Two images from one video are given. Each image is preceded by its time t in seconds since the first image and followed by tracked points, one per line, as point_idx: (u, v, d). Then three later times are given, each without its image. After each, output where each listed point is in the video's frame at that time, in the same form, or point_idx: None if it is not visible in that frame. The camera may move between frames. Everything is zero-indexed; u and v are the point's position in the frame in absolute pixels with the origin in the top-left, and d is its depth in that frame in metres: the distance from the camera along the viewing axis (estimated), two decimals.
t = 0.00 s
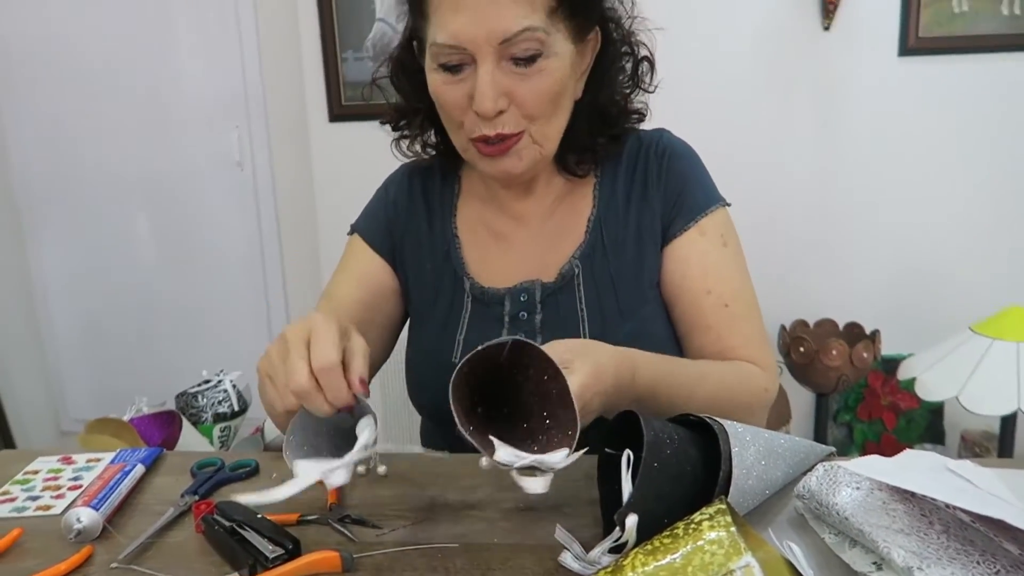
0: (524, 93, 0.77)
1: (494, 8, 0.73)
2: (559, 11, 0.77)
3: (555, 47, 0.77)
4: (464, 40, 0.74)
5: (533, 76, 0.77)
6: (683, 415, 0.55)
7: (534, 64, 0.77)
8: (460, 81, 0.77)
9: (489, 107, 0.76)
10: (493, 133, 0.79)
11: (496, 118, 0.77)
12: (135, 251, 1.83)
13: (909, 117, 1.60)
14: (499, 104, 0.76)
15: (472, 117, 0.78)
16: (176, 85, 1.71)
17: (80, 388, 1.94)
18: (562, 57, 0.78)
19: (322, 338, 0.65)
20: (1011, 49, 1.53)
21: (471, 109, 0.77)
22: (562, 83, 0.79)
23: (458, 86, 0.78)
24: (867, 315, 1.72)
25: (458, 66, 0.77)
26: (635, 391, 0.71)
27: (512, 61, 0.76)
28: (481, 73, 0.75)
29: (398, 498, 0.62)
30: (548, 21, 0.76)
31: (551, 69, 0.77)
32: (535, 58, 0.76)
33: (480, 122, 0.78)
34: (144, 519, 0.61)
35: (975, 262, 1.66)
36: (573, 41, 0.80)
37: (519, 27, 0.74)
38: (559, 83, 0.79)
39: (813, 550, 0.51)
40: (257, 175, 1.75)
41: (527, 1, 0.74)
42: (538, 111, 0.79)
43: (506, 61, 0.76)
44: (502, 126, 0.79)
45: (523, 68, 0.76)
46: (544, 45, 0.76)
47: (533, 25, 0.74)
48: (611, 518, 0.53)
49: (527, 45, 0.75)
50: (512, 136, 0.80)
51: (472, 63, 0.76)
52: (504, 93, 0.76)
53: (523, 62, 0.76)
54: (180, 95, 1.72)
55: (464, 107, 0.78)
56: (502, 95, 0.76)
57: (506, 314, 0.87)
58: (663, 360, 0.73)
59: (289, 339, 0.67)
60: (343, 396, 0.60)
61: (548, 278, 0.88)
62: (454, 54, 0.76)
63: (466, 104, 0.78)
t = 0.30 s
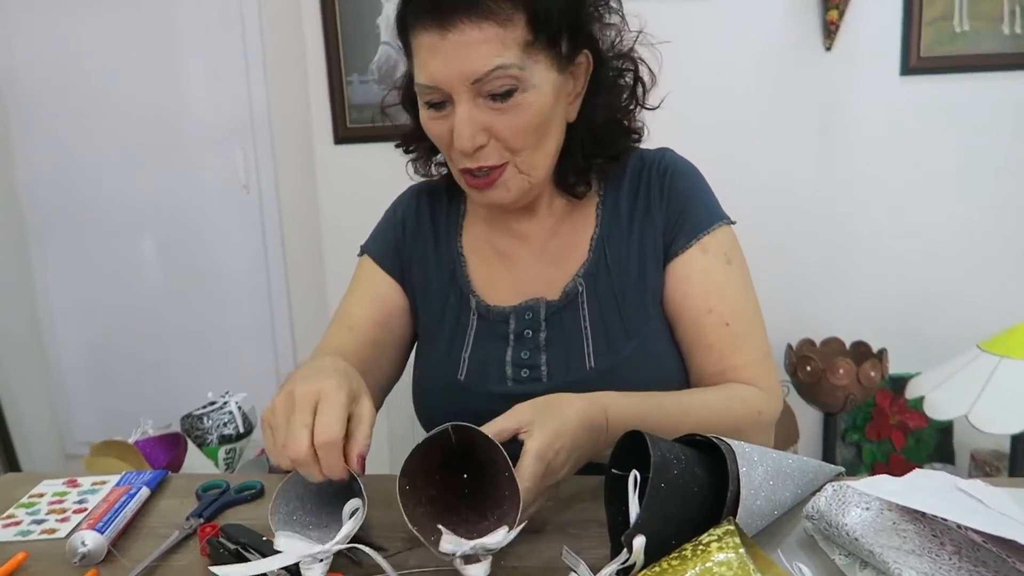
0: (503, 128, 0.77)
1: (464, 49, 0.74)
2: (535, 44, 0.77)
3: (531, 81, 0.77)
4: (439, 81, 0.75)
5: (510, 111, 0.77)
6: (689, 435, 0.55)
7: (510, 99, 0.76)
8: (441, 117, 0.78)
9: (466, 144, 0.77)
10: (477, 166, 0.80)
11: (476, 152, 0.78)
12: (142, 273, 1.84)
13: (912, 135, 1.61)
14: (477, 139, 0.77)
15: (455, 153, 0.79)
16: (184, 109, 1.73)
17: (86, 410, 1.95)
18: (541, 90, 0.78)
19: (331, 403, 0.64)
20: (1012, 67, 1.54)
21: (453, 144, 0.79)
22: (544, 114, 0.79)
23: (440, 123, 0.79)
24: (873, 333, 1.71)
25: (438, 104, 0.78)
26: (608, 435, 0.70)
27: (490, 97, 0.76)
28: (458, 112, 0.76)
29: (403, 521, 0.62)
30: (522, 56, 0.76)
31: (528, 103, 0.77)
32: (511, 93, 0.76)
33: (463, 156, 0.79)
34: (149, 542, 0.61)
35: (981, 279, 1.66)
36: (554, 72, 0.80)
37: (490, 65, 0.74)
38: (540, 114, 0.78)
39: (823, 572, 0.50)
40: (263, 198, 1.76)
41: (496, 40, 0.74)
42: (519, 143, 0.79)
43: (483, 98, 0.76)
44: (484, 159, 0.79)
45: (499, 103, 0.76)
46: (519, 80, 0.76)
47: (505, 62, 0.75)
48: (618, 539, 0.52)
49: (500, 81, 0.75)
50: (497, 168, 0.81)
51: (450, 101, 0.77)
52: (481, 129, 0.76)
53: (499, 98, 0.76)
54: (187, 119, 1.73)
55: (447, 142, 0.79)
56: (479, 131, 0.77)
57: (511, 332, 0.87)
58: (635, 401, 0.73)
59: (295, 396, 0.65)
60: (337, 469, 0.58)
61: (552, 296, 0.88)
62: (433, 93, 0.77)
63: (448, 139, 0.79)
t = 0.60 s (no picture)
0: (506, 130, 0.77)
1: (464, 52, 0.74)
2: (534, 46, 0.77)
3: (533, 82, 0.77)
4: (442, 86, 0.75)
5: (513, 112, 0.77)
6: (690, 439, 0.55)
7: (512, 100, 0.77)
8: (445, 123, 0.78)
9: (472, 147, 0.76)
10: (482, 169, 0.80)
11: (482, 154, 0.78)
12: (144, 278, 1.84)
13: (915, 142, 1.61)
14: (482, 142, 0.77)
15: (460, 157, 0.79)
16: (188, 115, 1.74)
17: (88, 415, 1.95)
18: (542, 90, 0.78)
19: (382, 372, 0.64)
20: (1014, 74, 1.54)
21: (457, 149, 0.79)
22: (546, 114, 0.79)
23: (444, 128, 0.79)
24: (877, 339, 1.71)
25: (441, 109, 0.78)
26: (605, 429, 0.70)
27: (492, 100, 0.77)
28: (462, 116, 0.76)
29: (405, 525, 0.61)
30: (522, 57, 0.76)
31: (530, 103, 0.77)
32: (513, 94, 0.77)
33: (468, 160, 0.79)
34: (151, 547, 0.61)
35: (984, 285, 1.65)
36: (554, 73, 0.80)
37: (492, 67, 0.74)
38: (542, 114, 0.79)
39: None
40: (265, 205, 1.76)
41: (496, 42, 0.74)
42: (523, 144, 0.79)
43: (486, 100, 0.76)
44: (489, 161, 0.80)
45: (501, 105, 0.77)
46: (521, 81, 0.76)
47: (506, 63, 0.75)
48: (620, 544, 0.52)
49: (502, 83, 0.75)
50: (501, 170, 0.81)
51: (453, 106, 0.77)
52: (485, 131, 0.76)
53: (502, 100, 0.76)
54: (191, 125, 1.74)
55: (452, 147, 0.79)
56: (484, 134, 0.77)
57: (508, 334, 0.87)
58: (634, 400, 0.73)
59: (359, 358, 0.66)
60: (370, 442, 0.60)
61: (550, 297, 0.88)
62: (436, 98, 0.77)
63: (452, 144, 0.79)
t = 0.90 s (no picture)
0: (508, 114, 0.77)
1: (469, 35, 0.74)
2: (537, 33, 0.77)
3: (535, 68, 0.78)
4: (445, 69, 0.75)
5: (515, 97, 0.77)
6: (685, 434, 0.55)
7: (515, 85, 0.77)
8: (447, 107, 0.78)
9: (474, 130, 0.76)
10: (484, 154, 0.80)
11: (483, 139, 0.78)
12: (137, 271, 1.84)
13: (909, 139, 1.61)
14: (486, 125, 0.76)
15: (462, 142, 0.79)
16: (182, 110, 1.73)
17: (80, 409, 1.94)
18: (545, 77, 0.78)
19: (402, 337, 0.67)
20: (1008, 72, 1.55)
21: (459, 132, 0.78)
22: (547, 101, 0.79)
23: (446, 112, 0.79)
24: (869, 335, 1.72)
25: (444, 93, 0.78)
26: (595, 375, 0.72)
27: (495, 84, 0.77)
28: (464, 99, 0.76)
29: (398, 519, 0.61)
30: (525, 43, 0.77)
31: (533, 89, 0.78)
32: (516, 79, 0.77)
33: (470, 144, 0.79)
34: (144, 540, 0.61)
35: (976, 283, 1.66)
36: (555, 61, 0.80)
37: (496, 50, 0.74)
38: (544, 101, 0.79)
39: (819, 571, 0.50)
40: (259, 199, 1.76)
41: (500, 27, 0.75)
42: (525, 130, 0.79)
43: (488, 85, 0.76)
44: (491, 146, 0.79)
45: (504, 88, 0.77)
46: (523, 66, 0.77)
47: (510, 47, 0.75)
48: (613, 538, 0.52)
49: (505, 66, 0.76)
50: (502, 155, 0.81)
51: (455, 89, 0.77)
52: (488, 115, 0.76)
53: (504, 84, 0.76)
54: (185, 120, 1.73)
55: (453, 131, 0.79)
56: (486, 118, 0.76)
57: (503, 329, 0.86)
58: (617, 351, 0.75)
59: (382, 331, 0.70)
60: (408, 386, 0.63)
61: (545, 292, 0.88)
62: (439, 81, 0.77)
63: (454, 128, 0.79)
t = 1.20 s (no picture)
0: (520, 109, 0.77)
1: (483, 29, 0.74)
2: (551, 28, 0.77)
3: (549, 63, 0.77)
4: (458, 61, 0.75)
5: (528, 91, 0.77)
6: (680, 424, 0.55)
7: (527, 79, 0.77)
8: (459, 98, 0.78)
9: (485, 123, 0.76)
10: (494, 146, 0.80)
11: (494, 132, 0.78)
12: (130, 261, 1.83)
13: (903, 131, 1.61)
14: (498, 118, 0.76)
15: (472, 133, 0.79)
16: (174, 99, 1.72)
17: (73, 399, 1.94)
18: (558, 72, 0.78)
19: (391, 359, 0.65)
20: (1003, 63, 1.55)
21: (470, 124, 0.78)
22: (559, 96, 0.79)
23: (458, 103, 0.79)
24: (862, 325, 1.73)
25: (456, 85, 0.78)
26: (615, 379, 0.72)
27: (507, 78, 0.77)
28: (476, 92, 0.76)
29: (392, 509, 0.62)
30: (540, 37, 0.76)
31: (545, 84, 0.78)
32: (529, 73, 0.76)
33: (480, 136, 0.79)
34: (139, 530, 0.61)
35: (968, 275, 1.67)
36: (569, 55, 0.80)
37: (510, 44, 0.74)
38: (556, 96, 0.79)
39: (811, 560, 0.51)
40: (252, 188, 1.75)
41: (515, 21, 0.74)
42: (536, 124, 0.79)
43: (501, 78, 0.76)
44: (502, 139, 0.79)
45: (517, 82, 0.77)
46: (537, 61, 0.76)
47: (524, 42, 0.75)
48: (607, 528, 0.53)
49: (519, 60, 0.75)
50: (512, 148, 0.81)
51: (468, 82, 0.77)
52: (500, 109, 0.76)
53: (517, 78, 0.76)
54: (178, 109, 1.72)
55: (464, 123, 0.79)
56: (498, 111, 0.76)
57: (509, 315, 0.87)
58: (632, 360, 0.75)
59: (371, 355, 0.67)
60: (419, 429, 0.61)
61: (552, 283, 0.88)
62: (452, 73, 0.77)
63: (465, 120, 0.79)
